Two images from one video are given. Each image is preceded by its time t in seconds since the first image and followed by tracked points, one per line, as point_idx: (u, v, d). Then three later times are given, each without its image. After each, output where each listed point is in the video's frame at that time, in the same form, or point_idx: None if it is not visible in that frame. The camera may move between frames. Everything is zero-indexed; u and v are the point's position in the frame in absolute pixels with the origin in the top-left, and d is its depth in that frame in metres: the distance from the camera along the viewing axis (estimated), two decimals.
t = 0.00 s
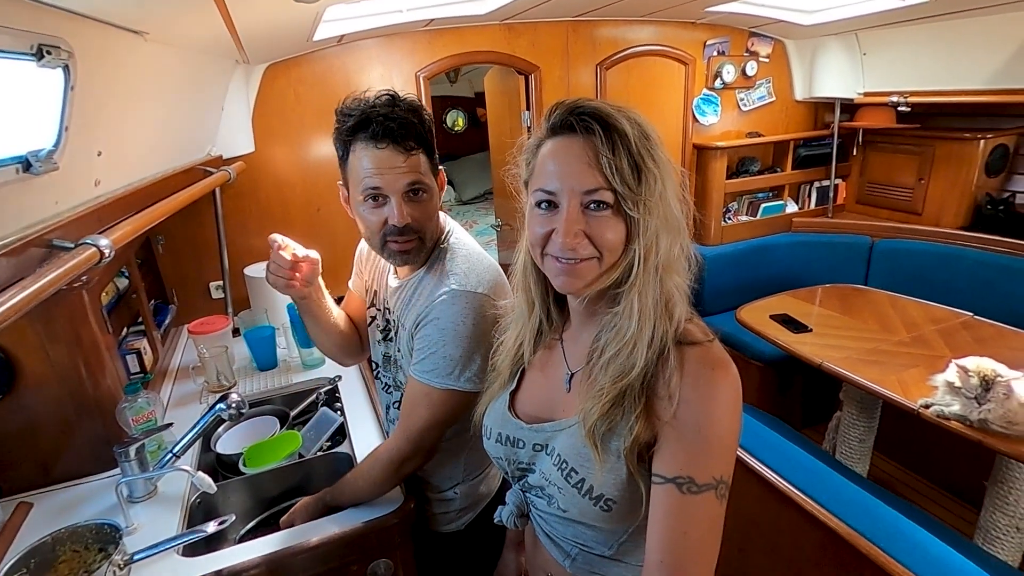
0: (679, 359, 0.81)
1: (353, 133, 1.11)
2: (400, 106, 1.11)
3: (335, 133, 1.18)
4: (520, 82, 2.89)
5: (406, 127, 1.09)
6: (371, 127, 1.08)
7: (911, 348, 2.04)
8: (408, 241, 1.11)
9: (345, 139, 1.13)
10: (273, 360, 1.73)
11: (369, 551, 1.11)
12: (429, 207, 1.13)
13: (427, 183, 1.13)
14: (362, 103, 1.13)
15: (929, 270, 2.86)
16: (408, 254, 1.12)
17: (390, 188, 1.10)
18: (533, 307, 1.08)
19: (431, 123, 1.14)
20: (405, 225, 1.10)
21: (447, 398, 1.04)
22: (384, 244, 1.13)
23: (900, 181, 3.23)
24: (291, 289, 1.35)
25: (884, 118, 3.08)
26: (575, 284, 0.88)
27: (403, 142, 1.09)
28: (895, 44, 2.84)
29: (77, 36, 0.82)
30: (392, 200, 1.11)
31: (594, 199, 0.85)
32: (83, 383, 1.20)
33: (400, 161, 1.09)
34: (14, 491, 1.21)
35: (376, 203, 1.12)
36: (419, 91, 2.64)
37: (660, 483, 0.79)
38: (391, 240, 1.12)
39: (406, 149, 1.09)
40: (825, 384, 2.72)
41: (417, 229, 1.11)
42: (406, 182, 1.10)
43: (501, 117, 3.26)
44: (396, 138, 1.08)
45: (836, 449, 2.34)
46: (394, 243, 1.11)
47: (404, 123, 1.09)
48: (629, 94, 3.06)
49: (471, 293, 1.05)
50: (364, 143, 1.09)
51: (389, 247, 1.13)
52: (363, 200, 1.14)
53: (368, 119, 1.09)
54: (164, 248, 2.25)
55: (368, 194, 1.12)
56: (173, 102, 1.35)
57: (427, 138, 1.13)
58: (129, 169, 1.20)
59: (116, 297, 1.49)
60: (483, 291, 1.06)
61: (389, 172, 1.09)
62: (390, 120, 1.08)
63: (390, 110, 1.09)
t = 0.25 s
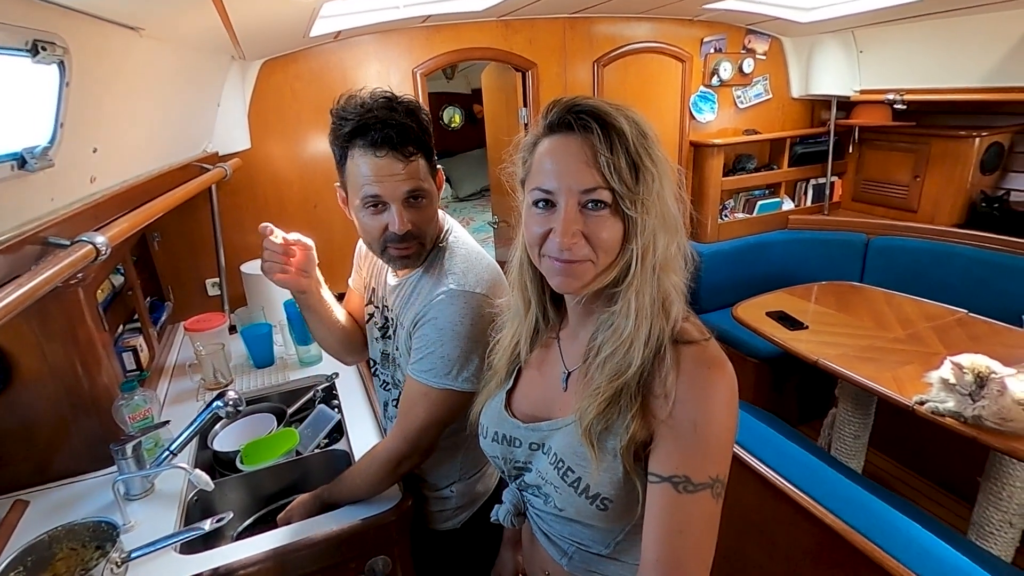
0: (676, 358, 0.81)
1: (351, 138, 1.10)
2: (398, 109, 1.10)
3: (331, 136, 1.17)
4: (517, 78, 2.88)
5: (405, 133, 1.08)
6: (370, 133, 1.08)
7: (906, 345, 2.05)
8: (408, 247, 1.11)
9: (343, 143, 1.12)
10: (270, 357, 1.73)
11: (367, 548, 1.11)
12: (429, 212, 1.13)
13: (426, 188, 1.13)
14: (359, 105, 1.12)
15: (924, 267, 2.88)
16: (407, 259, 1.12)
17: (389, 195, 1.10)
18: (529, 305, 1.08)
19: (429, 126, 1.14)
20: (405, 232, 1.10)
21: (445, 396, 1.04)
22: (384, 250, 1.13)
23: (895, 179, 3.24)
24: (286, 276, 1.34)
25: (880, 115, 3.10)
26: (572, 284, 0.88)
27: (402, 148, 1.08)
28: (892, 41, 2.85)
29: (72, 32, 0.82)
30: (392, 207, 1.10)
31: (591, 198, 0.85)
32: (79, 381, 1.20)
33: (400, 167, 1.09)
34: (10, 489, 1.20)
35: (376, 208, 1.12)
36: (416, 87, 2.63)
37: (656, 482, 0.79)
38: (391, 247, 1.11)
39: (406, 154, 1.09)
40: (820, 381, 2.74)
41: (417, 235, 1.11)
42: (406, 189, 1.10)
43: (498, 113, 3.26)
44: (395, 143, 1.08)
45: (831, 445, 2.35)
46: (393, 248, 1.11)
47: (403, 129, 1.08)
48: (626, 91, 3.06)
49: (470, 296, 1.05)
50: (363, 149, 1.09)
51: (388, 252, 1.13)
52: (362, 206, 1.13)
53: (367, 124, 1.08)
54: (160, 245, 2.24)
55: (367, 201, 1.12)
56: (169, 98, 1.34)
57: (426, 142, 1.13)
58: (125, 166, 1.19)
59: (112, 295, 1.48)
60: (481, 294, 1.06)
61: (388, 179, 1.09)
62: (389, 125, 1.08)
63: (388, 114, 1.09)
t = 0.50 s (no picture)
0: (682, 360, 0.81)
1: (359, 137, 1.10)
2: (406, 107, 1.10)
3: (337, 135, 1.17)
4: (519, 78, 2.88)
5: (413, 130, 1.08)
6: (378, 131, 1.07)
7: (908, 345, 2.05)
8: (416, 246, 1.11)
9: (350, 142, 1.12)
10: (273, 357, 1.72)
11: (372, 548, 1.11)
12: (436, 210, 1.13)
13: (434, 186, 1.13)
14: (366, 104, 1.12)
15: (926, 267, 2.88)
16: (415, 257, 1.12)
17: (398, 193, 1.09)
18: (535, 306, 1.08)
19: (436, 124, 1.14)
20: (414, 230, 1.09)
21: (451, 396, 1.04)
22: (391, 248, 1.13)
23: (897, 179, 3.25)
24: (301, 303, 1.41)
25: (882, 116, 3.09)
26: (579, 285, 0.88)
27: (411, 146, 1.08)
28: (894, 42, 2.85)
29: (79, 30, 0.81)
30: (400, 205, 1.10)
31: (598, 199, 0.85)
32: (83, 380, 1.20)
33: (408, 165, 1.09)
34: (14, 489, 1.20)
35: (384, 207, 1.11)
36: (419, 86, 2.63)
37: (661, 485, 0.79)
38: (398, 245, 1.11)
39: (413, 152, 1.09)
40: (821, 381, 2.74)
41: (426, 233, 1.10)
42: (414, 186, 1.10)
43: (500, 113, 3.26)
44: (404, 141, 1.08)
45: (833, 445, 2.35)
46: (401, 247, 1.11)
47: (411, 126, 1.08)
48: (628, 90, 3.06)
49: (476, 294, 1.05)
50: (371, 147, 1.08)
51: (396, 251, 1.13)
52: (370, 205, 1.13)
53: (376, 122, 1.08)
54: (161, 244, 2.23)
55: (375, 199, 1.11)
56: (173, 97, 1.34)
57: (433, 140, 1.13)
58: (129, 165, 1.19)
59: (115, 294, 1.48)
60: (487, 292, 1.06)
61: (396, 177, 1.08)
62: (398, 123, 1.08)
63: (397, 112, 1.09)
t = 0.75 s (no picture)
0: (679, 356, 0.81)
1: (363, 130, 1.09)
2: (409, 101, 1.09)
3: (337, 130, 1.16)
4: (518, 73, 2.87)
5: (419, 124, 1.08)
6: (384, 125, 1.07)
7: (905, 341, 2.06)
8: (421, 240, 1.11)
9: (352, 135, 1.11)
10: (271, 351, 1.72)
11: (371, 541, 1.11)
12: (439, 204, 1.13)
13: (438, 181, 1.13)
14: (368, 97, 1.11)
15: (923, 264, 2.89)
16: (419, 252, 1.12)
17: (405, 188, 1.09)
18: (535, 298, 1.08)
19: (439, 118, 1.14)
20: (421, 224, 1.09)
21: (450, 390, 1.04)
22: (396, 243, 1.13)
23: (895, 176, 3.25)
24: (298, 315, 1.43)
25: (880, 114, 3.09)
26: (575, 281, 0.88)
27: (416, 140, 1.08)
28: (893, 39, 2.85)
29: (78, 22, 0.81)
30: (407, 199, 1.09)
31: (593, 196, 0.85)
32: (81, 373, 1.20)
33: (414, 159, 1.08)
34: (12, 481, 1.20)
35: (389, 202, 1.11)
36: (418, 81, 2.63)
37: (658, 479, 0.79)
38: (404, 239, 1.11)
39: (418, 146, 1.09)
40: (819, 378, 2.75)
41: (431, 228, 1.11)
42: (420, 181, 1.10)
43: (499, 108, 3.25)
44: (410, 135, 1.07)
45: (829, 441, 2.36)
46: (407, 241, 1.11)
47: (417, 121, 1.08)
48: (628, 86, 3.06)
49: (477, 288, 1.05)
50: (377, 141, 1.08)
51: (400, 245, 1.12)
52: (374, 199, 1.12)
53: (381, 116, 1.07)
54: (160, 238, 2.23)
55: (381, 194, 1.10)
56: (172, 90, 1.34)
57: (436, 134, 1.13)
58: (128, 157, 1.19)
59: (113, 287, 1.48)
60: (487, 286, 1.07)
61: (402, 171, 1.08)
62: (404, 117, 1.07)
63: (401, 105, 1.08)
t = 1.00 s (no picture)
0: (678, 350, 0.81)
1: (359, 122, 1.08)
2: (406, 93, 1.09)
3: (333, 123, 1.15)
4: (516, 67, 2.86)
5: (416, 116, 1.07)
6: (381, 117, 1.06)
7: (903, 336, 2.06)
8: (418, 233, 1.10)
9: (348, 127, 1.10)
10: (269, 346, 1.72)
11: (369, 535, 1.11)
12: (437, 196, 1.12)
13: (435, 174, 1.12)
14: (364, 89, 1.10)
15: (922, 259, 2.89)
16: (417, 245, 1.11)
17: (402, 180, 1.08)
18: (539, 288, 1.08)
19: (435, 111, 1.13)
20: (418, 217, 1.08)
21: (448, 383, 1.04)
22: (393, 236, 1.12)
23: (893, 171, 3.24)
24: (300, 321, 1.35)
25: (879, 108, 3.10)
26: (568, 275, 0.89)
27: (413, 132, 1.07)
28: (893, 33, 2.83)
29: (70, 12, 0.80)
30: (404, 191, 1.08)
31: (583, 191, 0.85)
32: (77, 367, 1.19)
33: (411, 151, 1.08)
34: (9, 476, 1.20)
35: (386, 195, 1.10)
36: (416, 74, 2.61)
37: (657, 472, 0.79)
38: (400, 232, 1.10)
39: (415, 139, 1.08)
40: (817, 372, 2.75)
41: (428, 220, 1.10)
42: (417, 173, 1.09)
43: (498, 102, 3.24)
44: (406, 127, 1.07)
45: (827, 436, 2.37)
46: (404, 234, 1.10)
47: (414, 113, 1.07)
48: (627, 80, 3.04)
49: (475, 279, 1.04)
50: (374, 133, 1.07)
51: (397, 239, 1.12)
52: (371, 192, 1.11)
53: (378, 108, 1.06)
54: (156, 232, 2.22)
55: (378, 186, 1.09)
56: (167, 83, 1.33)
57: (433, 126, 1.12)
58: (123, 150, 1.18)
59: (109, 281, 1.47)
60: (485, 277, 1.06)
61: (398, 163, 1.07)
62: (400, 109, 1.06)
63: (398, 97, 1.07)
